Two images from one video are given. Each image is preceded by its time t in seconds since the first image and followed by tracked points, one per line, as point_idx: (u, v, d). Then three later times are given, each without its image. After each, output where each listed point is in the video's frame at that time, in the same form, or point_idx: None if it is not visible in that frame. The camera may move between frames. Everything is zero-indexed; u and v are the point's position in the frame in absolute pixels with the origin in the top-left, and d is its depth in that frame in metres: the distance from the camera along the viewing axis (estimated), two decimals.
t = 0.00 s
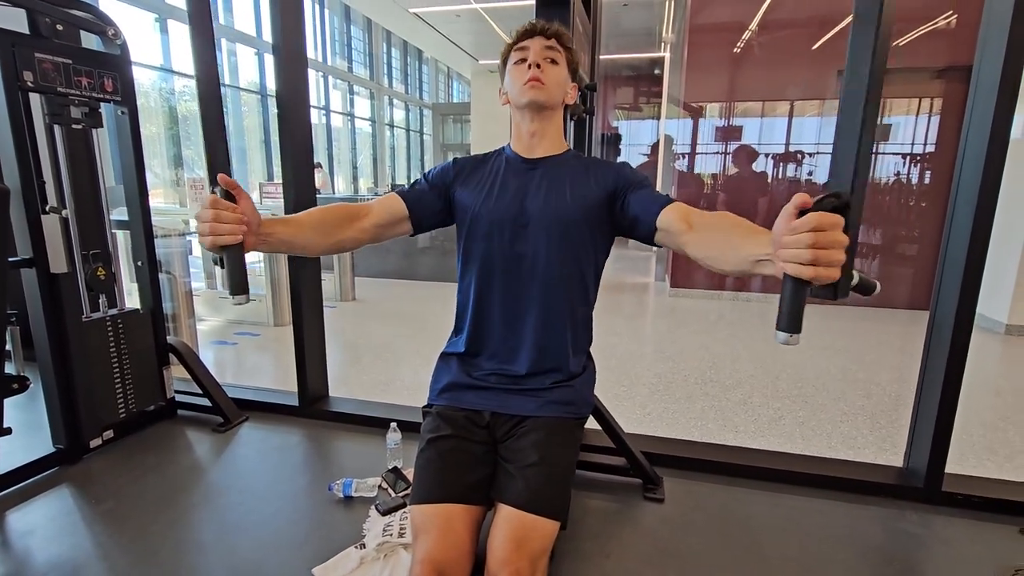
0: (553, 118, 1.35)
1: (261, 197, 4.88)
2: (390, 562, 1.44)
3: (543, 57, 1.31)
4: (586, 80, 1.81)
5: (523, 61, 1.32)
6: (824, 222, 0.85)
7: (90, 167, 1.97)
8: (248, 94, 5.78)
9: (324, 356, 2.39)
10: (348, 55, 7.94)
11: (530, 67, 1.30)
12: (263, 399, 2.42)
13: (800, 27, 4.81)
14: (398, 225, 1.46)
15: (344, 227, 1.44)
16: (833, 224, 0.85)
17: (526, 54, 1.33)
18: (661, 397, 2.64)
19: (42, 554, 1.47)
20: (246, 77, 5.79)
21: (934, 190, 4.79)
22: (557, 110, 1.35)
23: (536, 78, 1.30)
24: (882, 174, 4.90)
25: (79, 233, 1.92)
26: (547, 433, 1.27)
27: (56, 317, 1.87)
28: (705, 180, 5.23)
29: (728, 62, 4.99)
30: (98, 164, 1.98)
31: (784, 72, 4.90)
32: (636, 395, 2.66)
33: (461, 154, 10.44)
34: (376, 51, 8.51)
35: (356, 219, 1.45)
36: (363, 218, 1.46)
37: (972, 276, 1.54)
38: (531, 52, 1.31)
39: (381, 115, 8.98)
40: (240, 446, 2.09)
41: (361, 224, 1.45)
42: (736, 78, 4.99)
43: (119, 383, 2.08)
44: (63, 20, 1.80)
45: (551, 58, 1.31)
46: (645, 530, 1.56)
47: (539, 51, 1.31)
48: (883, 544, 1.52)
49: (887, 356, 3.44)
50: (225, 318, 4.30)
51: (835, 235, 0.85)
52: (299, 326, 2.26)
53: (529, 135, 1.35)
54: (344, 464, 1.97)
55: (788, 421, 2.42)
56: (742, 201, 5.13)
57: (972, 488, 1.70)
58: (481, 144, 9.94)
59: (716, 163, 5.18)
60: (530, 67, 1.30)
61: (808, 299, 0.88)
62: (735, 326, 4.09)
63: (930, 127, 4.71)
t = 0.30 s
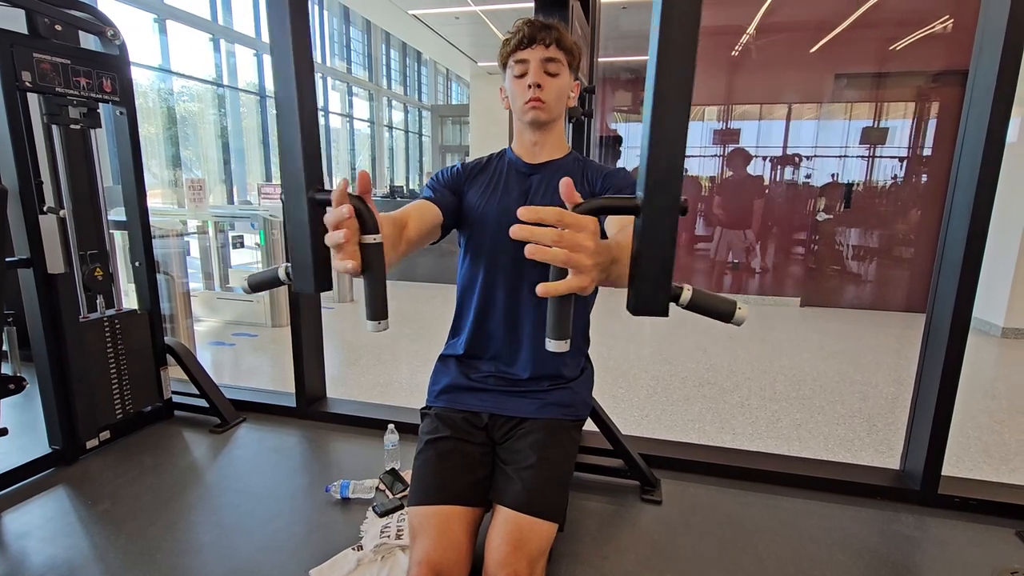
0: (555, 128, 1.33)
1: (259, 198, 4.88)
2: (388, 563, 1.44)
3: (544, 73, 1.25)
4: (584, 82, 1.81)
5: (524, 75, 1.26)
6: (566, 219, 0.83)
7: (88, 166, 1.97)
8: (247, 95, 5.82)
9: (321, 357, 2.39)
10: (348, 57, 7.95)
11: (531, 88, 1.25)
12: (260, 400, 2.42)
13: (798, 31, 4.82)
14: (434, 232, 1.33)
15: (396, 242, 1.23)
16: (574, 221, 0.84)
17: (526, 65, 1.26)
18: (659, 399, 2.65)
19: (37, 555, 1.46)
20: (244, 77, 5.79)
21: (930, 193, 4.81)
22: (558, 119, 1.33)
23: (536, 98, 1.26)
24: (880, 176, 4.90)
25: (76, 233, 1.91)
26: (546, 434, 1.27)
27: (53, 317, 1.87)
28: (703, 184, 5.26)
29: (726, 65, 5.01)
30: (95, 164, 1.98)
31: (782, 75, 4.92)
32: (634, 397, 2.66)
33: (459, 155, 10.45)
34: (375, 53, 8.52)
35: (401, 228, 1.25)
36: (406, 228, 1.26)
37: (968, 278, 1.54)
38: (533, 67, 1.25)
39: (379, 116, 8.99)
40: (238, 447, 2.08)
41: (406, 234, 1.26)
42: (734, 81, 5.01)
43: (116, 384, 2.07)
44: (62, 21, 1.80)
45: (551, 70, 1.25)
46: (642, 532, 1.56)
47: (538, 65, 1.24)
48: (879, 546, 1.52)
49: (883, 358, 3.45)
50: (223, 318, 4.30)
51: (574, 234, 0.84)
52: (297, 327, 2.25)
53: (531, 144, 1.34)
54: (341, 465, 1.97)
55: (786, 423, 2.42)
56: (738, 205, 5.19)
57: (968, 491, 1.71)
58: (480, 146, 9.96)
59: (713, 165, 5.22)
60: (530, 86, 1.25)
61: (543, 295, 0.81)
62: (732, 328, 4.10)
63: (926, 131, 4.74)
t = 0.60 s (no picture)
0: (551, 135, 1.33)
1: (253, 197, 4.86)
2: (384, 564, 1.44)
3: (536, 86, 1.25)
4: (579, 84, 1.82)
5: (516, 87, 1.27)
6: (458, 215, 0.83)
7: (82, 166, 1.96)
8: (241, 94, 5.77)
9: (317, 358, 2.39)
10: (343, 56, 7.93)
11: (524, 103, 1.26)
12: (256, 401, 2.42)
13: (792, 33, 4.84)
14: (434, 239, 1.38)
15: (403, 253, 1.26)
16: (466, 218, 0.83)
17: (518, 78, 1.26)
18: (653, 399, 2.66)
19: (31, 557, 1.46)
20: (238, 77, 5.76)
21: (921, 194, 4.86)
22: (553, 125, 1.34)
23: (529, 112, 1.27)
24: (873, 178, 4.95)
25: (71, 233, 1.91)
26: (541, 434, 1.28)
27: (47, 318, 1.86)
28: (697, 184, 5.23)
29: (721, 66, 5.03)
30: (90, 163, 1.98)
31: (776, 77, 4.94)
32: (629, 397, 2.67)
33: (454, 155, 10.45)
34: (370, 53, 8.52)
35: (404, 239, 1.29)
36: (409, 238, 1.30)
37: (959, 279, 1.56)
38: (525, 81, 1.26)
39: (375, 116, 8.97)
40: (233, 448, 2.08)
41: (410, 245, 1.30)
42: (729, 82, 5.03)
43: (111, 385, 2.07)
44: (56, 20, 1.79)
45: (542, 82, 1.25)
46: (638, 532, 1.57)
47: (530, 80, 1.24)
48: (871, 545, 1.53)
49: (875, 358, 3.48)
50: (218, 318, 4.28)
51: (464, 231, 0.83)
52: (293, 328, 2.25)
53: (527, 149, 1.36)
54: (337, 466, 1.97)
55: (779, 422, 2.44)
56: (732, 205, 5.18)
57: (959, 489, 1.73)
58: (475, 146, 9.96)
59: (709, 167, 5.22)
60: (522, 100, 1.26)
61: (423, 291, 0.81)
62: (727, 329, 4.12)
63: (917, 133, 4.79)
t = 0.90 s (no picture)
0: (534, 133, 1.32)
1: (240, 194, 4.82)
2: (374, 561, 1.44)
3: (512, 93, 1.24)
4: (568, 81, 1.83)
5: (493, 95, 1.27)
6: (438, 211, 0.82)
7: (65, 161, 1.93)
8: (228, 90, 5.77)
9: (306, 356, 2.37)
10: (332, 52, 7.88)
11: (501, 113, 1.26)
12: (243, 399, 2.40)
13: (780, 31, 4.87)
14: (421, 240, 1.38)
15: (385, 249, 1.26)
16: (443, 213, 0.83)
17: (494, 86, 1.26)
18: (642, 395, 2.68)
19: (15, 558, 1.44)
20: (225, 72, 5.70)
21: (905, 191, 4.93)
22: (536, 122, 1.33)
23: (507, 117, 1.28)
24: (859, 175, 5.00)
25: (53, 229, 1.88)
26: (529, 430, 1.28)
27: (29, 317, 1.83)
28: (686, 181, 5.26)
29: (710, 64, 5.05)
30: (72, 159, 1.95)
31: (764, 75, 4.98)
32: (618, 394, 2.69)
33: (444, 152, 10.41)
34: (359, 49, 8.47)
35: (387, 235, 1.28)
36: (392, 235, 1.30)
37: (941, 274, 1.59)
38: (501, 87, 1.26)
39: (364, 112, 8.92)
40: (221, 447, 2.06)
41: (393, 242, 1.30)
42: (717, 80, 5.06)
43: (96, 384, 2.04)
44: (38, 14, 1.77)
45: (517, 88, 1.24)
46: (627, 526, 1.58)
47: (504, 89, 1.24)
48: (856, 537, 1.56)
49: (861, 353, 3.52)
50: (205, 316, 4.24)
51: (441, 226, 0.83)
52: (281, 325, 2.23)
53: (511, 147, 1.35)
54: (326, 464, 1.96)
55: (766, 417, 2.47)
56: (720, 202, 5.22)
57: (941, 481, 1.76)
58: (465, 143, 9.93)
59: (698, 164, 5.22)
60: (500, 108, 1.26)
61: (397, 286, 0.81)
62: (715, 325, 4.16)
63: (901, 131, 4.86)
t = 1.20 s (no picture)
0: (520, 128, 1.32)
1: (224, 189, 4.76)
2: (360, 556, 1.44)
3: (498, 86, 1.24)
4: (553, 75, 1.82)
5: (480, 88, 1.26)
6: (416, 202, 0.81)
7: (41, 155, 1.89)
8: (211, 83, 5.65)
9: (290, 352, 2.35)
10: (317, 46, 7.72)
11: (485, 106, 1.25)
12: (227, 395, 2.37)
13: (765, 28, 4.90)
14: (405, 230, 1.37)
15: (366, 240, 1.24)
16: (422, 204, 0.82)
17: (481, 80, 1.25)
18: (629, 389, 2.69)
19: None
20: (208, 65, 5.62)
21: (886, 187, 5.00)
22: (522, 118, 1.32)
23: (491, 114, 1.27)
24: (842, 172, 5.07)
25: (29, 224, 1.84)
26: (513, 422, 1.28)
27: (5, 313, 1.80)
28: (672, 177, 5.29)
29: (696, 61, 5.07)
30: (49, 152, 1.91)
31: (750, 72, 5.01)
32: (605, 388, 2.70)
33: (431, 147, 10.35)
34: (345, 43, 8.38)
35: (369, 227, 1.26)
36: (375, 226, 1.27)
37: (920, 268, 1.61)
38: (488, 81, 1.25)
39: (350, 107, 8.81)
40: (204, 444, 2.04)
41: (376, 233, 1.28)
42: (703, 77, 5.08)
43: (75, 382, 2.01)
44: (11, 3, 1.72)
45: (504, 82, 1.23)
46: (613, 518, 1.59)
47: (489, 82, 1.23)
48: (837, 525, 1.58)
49: (844, 346, 3.58)
50: (188, 313, 4.19)
51: (420, 217, 0.82)
52: (266, 321, 2.21)
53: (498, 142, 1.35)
54: (311, 460, 1.95)
55: (751, 410, 2.50)
56: (705, 198, 5.26)
57: (920, 471, 1.79)
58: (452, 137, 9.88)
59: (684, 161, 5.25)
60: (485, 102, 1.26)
61: (378, 278, 0.80)
62: (701, 320, 4.19)
63: (883, 128, 4.92)
